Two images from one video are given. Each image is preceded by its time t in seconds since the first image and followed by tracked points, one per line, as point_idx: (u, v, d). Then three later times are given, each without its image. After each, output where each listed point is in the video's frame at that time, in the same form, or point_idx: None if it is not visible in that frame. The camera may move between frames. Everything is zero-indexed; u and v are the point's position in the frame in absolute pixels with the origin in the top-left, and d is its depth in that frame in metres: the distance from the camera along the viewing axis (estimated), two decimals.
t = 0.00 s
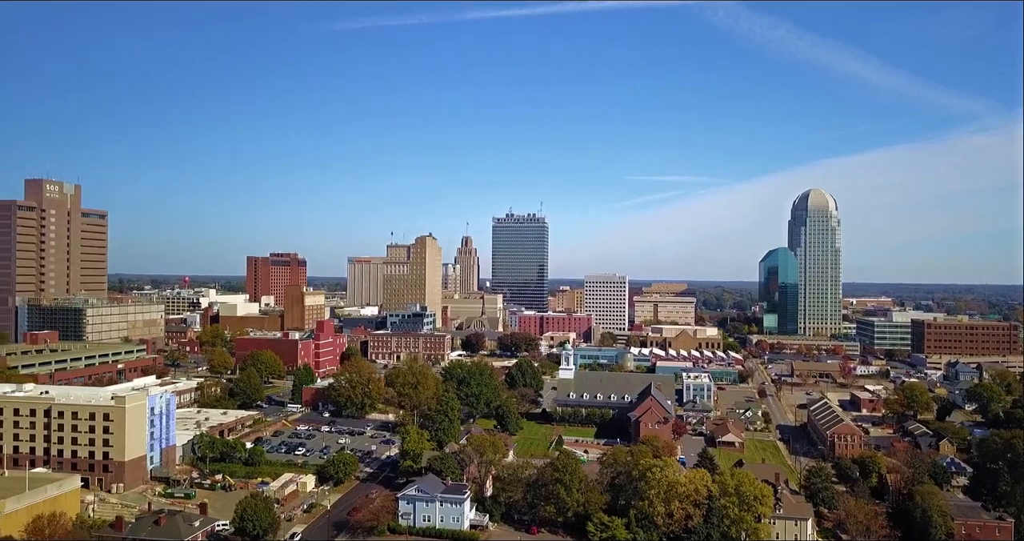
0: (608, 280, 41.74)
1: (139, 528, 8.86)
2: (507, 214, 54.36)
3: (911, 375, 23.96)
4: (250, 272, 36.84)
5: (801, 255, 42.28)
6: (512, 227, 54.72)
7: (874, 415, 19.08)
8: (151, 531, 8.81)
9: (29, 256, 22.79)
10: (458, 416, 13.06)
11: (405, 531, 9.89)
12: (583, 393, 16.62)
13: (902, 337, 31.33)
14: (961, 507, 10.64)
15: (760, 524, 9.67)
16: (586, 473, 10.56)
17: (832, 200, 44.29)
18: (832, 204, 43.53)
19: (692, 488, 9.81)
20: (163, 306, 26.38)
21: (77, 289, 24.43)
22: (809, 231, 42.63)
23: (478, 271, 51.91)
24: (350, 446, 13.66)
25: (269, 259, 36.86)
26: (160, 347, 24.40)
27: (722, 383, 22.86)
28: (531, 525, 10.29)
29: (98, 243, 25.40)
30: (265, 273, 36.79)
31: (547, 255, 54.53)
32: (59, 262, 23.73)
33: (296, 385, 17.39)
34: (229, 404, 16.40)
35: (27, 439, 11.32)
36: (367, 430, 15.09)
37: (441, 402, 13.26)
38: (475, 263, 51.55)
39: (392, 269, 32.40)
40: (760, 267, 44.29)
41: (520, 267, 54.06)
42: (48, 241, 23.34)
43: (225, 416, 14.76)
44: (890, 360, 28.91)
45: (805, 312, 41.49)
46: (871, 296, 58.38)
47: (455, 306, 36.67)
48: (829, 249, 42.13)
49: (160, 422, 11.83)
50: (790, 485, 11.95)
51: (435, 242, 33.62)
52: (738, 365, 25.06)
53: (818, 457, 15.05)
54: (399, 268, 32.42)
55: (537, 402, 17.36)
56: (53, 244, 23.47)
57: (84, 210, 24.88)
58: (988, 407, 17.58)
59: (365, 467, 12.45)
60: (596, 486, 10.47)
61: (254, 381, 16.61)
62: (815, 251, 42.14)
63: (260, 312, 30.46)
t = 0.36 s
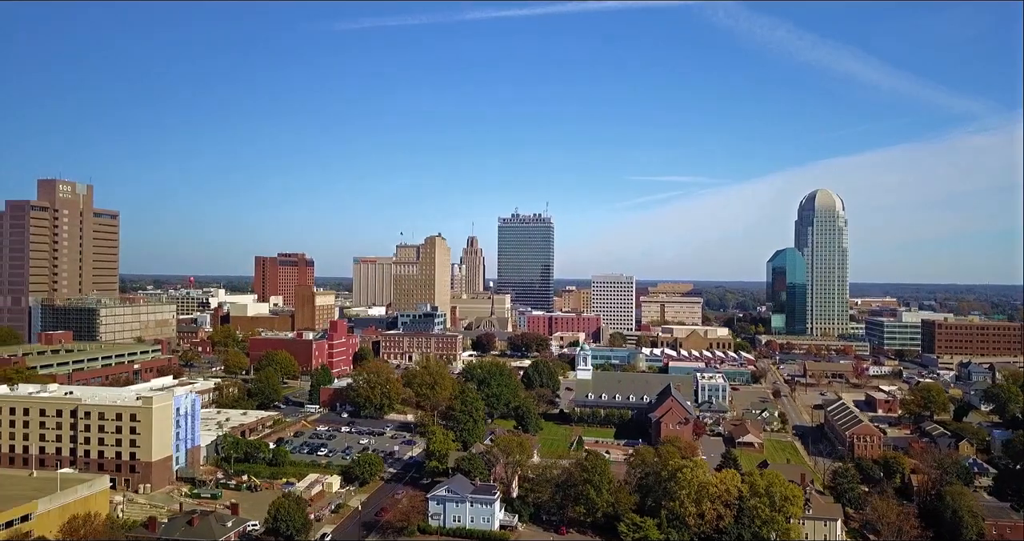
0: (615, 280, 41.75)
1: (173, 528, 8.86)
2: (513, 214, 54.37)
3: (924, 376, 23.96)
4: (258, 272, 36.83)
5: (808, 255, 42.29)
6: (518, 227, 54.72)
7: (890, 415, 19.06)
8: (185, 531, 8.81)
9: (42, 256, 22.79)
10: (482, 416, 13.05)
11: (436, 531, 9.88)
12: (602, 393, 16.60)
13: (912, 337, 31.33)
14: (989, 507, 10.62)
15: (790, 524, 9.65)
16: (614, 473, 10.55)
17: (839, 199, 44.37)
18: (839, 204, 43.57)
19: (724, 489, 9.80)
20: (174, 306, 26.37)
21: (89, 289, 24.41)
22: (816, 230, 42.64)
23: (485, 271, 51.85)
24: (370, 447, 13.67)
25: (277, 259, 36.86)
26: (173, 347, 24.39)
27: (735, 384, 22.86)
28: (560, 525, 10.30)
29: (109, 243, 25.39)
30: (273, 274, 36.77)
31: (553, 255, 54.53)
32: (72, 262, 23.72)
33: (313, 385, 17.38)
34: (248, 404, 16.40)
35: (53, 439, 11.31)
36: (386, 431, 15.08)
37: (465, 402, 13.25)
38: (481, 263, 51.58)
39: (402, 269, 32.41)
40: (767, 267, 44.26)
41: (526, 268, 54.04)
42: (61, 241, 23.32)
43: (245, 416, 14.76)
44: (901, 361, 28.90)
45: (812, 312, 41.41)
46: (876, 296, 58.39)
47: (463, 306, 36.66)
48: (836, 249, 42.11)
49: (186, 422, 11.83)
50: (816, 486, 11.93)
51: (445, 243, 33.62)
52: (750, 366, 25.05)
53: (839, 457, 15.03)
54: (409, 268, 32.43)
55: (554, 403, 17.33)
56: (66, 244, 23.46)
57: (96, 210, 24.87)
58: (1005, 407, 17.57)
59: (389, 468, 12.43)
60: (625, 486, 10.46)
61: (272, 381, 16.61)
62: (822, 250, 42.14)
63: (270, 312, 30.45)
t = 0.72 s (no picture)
0: (622, 280, 41.75)
1: (206, 528, 8.84)
2: (518, 214, 54.39)
3: (936, 376, 23.95)
4: (267, 272, 36.85)
5: (815, 255, 42.28)
6: (524, 228, 54.75)
7: (906, 416, 19.05)
8: (219, 532, 8.79)
9: (55, 256, 22.77)
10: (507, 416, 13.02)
11: (466, 532, 9.85)
12: (620, 394, 16.57)
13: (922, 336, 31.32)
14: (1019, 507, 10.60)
15: (822, 524, 9.63)
16: (643, 473, 10.53)
17: (847, 200, 44.40)
18: (846, 205, 43.62)
19: (756, 489, 9.75)
20: (186, 306, 26.35)
21: (101, 289, 24.40)
22: (823, 230, 42.66)
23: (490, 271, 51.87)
24: (392, 448, 13.63)
25: (286, 260, 36.88)
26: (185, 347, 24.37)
27: (748, 384, 22.85)
28: (589, 525, 10.28)
29: (121, 243, 25.38)
30: (281, 274, 36.79)
31: (559, 255, 54.53)
32: (85, 262, 23.71)
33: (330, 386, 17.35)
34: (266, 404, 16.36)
35: (79, 439, 11.30)
36: (406, 431, 15.05)
37: (490, 402, 13.23)
38: (487, 263, 51.64)
39: (411, 269, 32.44)
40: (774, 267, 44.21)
41: (531, 268, 54.03)
42: (73, 241, 23.30)
43: (266, 416, 14.75)
44: (911, 361, 28.87)
45: (819, 312, 41.36)
46: (882, 296, 58.38)
47: (472, 306, 36.66)
48: (843, 250, 42.11)
49: (211, 423, 11.82)
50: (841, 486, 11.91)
51: (454, 243, 33.64)
52: (763, 366, 25.05)
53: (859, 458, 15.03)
54: (418, 268, 32.46)
55: (571, 403, 17.30)
56: (78, 244, 23.45)
57: (108, 210, 24.86)
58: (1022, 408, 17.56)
59: (413, 468, 12.40)
60: (654, 487, 10.44)
61: (290, 381, 16.59)
62: (829, 250, 42.16)
63: (280, 312, 30.44)
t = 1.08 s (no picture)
0: (630, 280, 41.75)
1: (242, 529, 8.82)
2: (525, 214, 54.38)
3: (950, 375, 23.93)
4: (275, 272, 36.82)
5: (823, 255, 42.26)
6: (530, 228, 54.73)
7: (924, 416, 19.03)
8: (255, 533, 8.77)
9: (69, 256, 22.76)
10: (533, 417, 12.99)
11: (498, 532, 9.85)
12: (641, 394, 16.53)
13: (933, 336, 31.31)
14: None
15: (855, 524, 9.62)
16: (674, 474, 10.52)
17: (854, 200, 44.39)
18: (854, 205, 43.61)
19: (790, 490, 9.73)
20: (198, 306, 26.33)
21: (115, 289, 24.38)
22: (831, 231, 42.63)
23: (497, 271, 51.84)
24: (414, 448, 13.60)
25: (294, 260, 36.86)
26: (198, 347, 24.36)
27: (763, 384, 22.83)
28: (621, 526, 10.27)
29: (134, 243, 25.35)
30: (290, 274, 36.76)
31: (565, 255, 54.49)
32: (98, 262, 23.69)
33: (349, 386, 17.33)
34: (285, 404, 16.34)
35: (107, 439, 11.28)
36: (427, 432, 15.03)
37: (515, 403, 13.21)
38: (493, 263, 51.62)
39: (421, 269, 32.44)
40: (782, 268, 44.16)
41: (537, 268, 53.99)
42: (87, 241, 23.29)
43: (288, 416, 14.73)
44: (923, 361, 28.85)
45: (827, 312, 41.30)
46: (887, 295, 58.43)
47: (481, 306, 36.64)
48: (851, 250, 42.07)
49: (238, 423, 11.82)
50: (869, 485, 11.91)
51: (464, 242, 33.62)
52: (776, 366, 25.05)
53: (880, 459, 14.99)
54: (428, 268, 32.45)
55: (590, 403, 17.27)
56: (92, 244, 23.44)
57: (121, 210, 24.85)
58: None
59: (439, 469, 12.36)
60: (686, 487, 10.43)
61: (309, 381, 16.57)
62: (836, 251, 42.12)
63: (290, 312, 30.42)
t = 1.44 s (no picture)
0: (638, 280, 41.76)
1: (277, 530, 8.80)
2: (531, 214, 54.40)
3: (964, 376, 23.92)
4: (284, 273, 36.83)
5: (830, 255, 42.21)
6: (535, 228, 54.76)
7: (940, 416, 19.01)
8: (289, 533, 8.75)
9: (83, 256, 22.75)
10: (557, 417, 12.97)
11: (530, 533, 9.84)
12: (659, 393, 16.50)
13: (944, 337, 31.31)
14: None
15: (887, 524, 9.60)
16: (704, 474, 10.50)
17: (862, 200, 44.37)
18: (861, 206, 43.59)
19: (822, 490, 9.71)
20: (209, 306, 26.32)
21: (127, 289, 24.37)
22: (839, 231, 42.60)
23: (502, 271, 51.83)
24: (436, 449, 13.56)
25: (303, 260, 36.87)
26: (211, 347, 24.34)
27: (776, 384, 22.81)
28: (651, 527, 10.25)
29: (146, 243, 25.34)
30: (299, 274, 36.76)
31: (570, 255, 54.49)
32: (111, 262, 23.68)
33: (367, 386, 17.31)
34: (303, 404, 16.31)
35: (133, 439, 11.25)
36: (447, 432, 15.01)
37: (539, 402, 13.18)
38: (498, 263, 51.62)
39: (431, 269, 32.45)
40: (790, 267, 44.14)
41: (543, 268, 53.99)
42: (100, 241, 23.28)
43: (308, 417, 14.72)
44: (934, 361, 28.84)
45: (834, 313, 41.25)
46: (891, 295, 58.40)
47: (489, 306, 36.63)
48: (859, 250, 42.03)
49: (264, 423, 11.80)
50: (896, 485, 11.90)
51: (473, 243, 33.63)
52: (789, 366, 25.05)
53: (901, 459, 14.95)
54: (438, 268, 32.46)
55: (608, 403, 17.24)
56: (105, 244, 23.43)
57: (133, 210, 24.84)
58: None
59: (463, 469, 12.33)
60: (716, 488, 10.41)
61: (328, 381, 16.55)
62: (844, 251, 42.08)
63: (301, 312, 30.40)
